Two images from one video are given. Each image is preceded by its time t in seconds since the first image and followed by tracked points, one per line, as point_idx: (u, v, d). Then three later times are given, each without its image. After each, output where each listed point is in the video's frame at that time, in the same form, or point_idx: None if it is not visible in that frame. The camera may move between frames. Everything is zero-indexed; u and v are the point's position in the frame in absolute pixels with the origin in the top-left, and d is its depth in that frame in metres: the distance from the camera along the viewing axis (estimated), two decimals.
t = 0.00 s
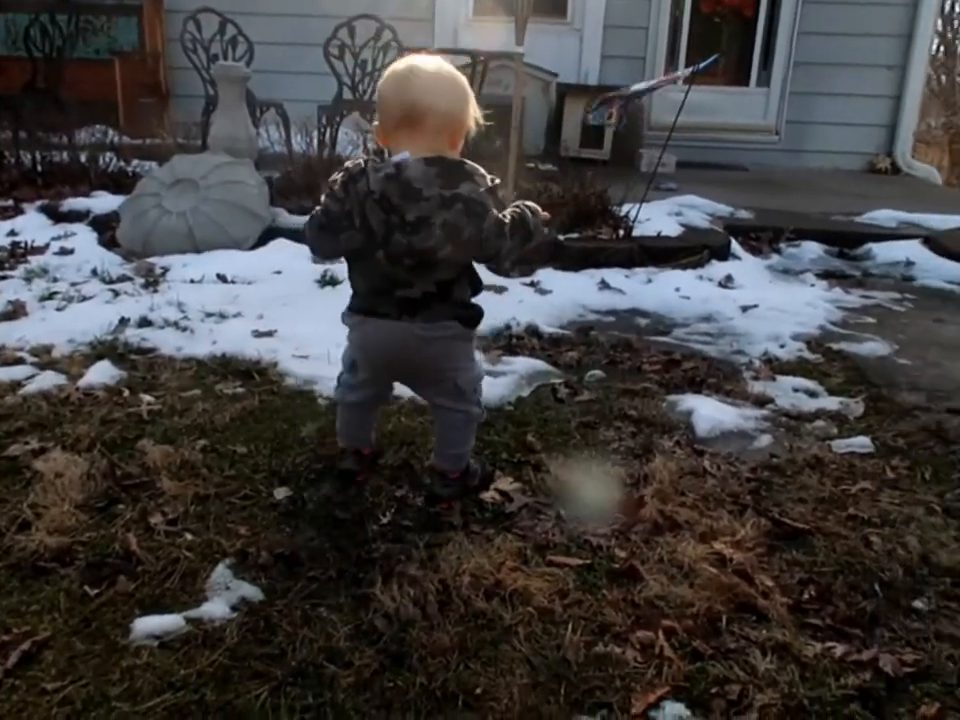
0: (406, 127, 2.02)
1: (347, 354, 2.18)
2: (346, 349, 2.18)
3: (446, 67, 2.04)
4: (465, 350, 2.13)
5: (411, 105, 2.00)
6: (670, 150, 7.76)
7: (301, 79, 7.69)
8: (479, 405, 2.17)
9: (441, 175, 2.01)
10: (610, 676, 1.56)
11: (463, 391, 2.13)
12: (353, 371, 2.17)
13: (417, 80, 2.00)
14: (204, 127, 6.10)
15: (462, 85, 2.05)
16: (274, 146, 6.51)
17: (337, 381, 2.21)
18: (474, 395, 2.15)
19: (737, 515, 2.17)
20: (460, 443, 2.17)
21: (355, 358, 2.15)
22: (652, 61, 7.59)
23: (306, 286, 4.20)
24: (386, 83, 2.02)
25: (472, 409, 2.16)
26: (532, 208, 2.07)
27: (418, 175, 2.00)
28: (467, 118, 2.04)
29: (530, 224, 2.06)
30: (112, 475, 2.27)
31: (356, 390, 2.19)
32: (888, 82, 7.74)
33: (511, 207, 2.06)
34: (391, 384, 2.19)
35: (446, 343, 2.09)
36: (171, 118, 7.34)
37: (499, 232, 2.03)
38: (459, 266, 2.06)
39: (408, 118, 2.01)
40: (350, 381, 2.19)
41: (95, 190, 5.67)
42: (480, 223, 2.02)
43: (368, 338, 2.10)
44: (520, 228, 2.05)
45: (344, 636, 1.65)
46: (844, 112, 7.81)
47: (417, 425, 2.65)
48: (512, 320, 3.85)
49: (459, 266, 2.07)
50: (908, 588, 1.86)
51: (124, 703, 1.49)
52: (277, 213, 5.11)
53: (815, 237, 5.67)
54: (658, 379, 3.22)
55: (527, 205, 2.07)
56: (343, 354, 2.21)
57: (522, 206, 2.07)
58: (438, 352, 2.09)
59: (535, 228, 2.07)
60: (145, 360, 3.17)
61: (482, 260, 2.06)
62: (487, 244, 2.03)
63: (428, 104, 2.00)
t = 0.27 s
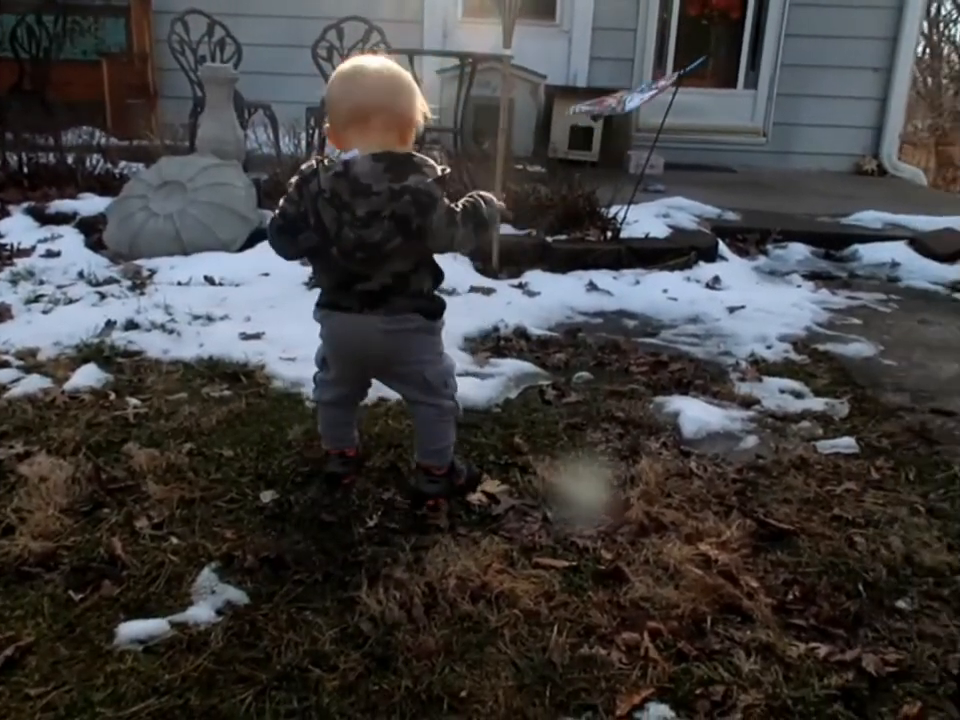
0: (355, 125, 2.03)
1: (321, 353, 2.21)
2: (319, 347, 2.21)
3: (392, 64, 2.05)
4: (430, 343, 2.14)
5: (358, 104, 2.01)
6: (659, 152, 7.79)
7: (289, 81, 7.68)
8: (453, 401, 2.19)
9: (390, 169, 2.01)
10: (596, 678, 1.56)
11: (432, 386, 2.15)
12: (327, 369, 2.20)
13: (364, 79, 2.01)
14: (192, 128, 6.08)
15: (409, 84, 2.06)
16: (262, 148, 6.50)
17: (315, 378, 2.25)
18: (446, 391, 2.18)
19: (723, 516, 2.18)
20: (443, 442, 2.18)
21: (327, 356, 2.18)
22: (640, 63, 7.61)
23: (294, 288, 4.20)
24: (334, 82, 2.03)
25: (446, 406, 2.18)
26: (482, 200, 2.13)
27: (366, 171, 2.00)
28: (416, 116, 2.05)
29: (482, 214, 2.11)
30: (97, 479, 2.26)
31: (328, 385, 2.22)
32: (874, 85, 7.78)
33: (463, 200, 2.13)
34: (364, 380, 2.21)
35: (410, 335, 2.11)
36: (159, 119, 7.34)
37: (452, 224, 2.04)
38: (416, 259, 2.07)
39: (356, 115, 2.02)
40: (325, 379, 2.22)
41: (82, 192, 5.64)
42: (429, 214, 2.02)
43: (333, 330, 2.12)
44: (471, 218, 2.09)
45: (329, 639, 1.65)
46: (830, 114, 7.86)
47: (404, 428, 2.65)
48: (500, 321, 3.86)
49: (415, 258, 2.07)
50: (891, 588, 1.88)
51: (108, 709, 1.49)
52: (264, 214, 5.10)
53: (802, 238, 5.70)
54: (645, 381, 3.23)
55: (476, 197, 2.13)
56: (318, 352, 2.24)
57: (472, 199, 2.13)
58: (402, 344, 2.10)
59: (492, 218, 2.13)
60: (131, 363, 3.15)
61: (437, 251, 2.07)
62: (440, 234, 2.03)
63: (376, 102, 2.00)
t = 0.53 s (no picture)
0: (336, 122, 2.05)
1: (305, 350, 2.22)
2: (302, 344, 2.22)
3: (377, 60, 2.04)
4: (417, 331, 2.18)
5: (336, 101, 2.02)
6: (652, 150, 7.80)
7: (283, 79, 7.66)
8: (442, 384, 2.24)
9: (378, 166, 2.02)
10: (588, 674, 1.57)
11: (421, 371, 2.20)
12: (312, 366, 2.22)
13: (337, 75, 2.03)
14: (185, 126, 6.06)
15: (393, 79, 2.04)
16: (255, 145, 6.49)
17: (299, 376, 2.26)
18: (434, 375, 2.22)
19: (716, 512, 2.19)
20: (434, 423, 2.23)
21: (312, 353, 2.19)
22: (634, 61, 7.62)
23: (287, 286, 4.19)
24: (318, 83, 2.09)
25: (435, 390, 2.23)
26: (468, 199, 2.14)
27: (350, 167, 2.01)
28: (396, 111, 2.02)
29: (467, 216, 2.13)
30: (89, 478, 2.25)
31: (317, 383, 2.24)
32: (867, 83, 7.80)
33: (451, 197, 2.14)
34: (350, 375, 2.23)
35: (397, 325, 2.14)
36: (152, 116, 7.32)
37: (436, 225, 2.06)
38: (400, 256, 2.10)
39: (333, 113, 2.04)
40: (310, 376, 2.23)
41: (75, 190, 5.62)
42: (415, 213, 2.04)
43: (320, 326, 2.14)
44: (456, 218, 2.10)
45: (322, 637, 1.65)
46: (824, 112, 7.87)
47: (397, 425, 2.65)
48: (493, 319, 3.86)
49: (400, 254, 2.10)
50: (882, 584, 1.88)
51: (100, 706, 1.48)
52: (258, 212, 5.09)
53: (795, 236, 5.72)
54: (638, 378, 3.24)
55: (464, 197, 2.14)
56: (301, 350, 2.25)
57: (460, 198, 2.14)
58: (390, 334, 2.14)
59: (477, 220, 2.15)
60: (124, 361, 3.15)
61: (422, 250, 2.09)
62: (424, 234, 2.05)
63: (352, 99, 2.01)
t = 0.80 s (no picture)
0: (368, 121, 2.09)
1: (318, 344, 2.24)
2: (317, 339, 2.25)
3: (408, 60, 2.04)
4: (429, 336, 2.16)
5: (365, 101, 2.06)
6: (650, 150, 7.80)
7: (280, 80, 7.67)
8: (448, 395, 2.21)
9: (400, 163, 2.02)
10: (584, 674, 1.57)
11: (429, 378, 2.17)
12: (323, 361, 2.23)
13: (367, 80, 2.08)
14: (183, 128, 6.07)
15: (420, 79, 2.03)
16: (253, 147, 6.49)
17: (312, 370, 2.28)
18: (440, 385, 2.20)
19: (711, 512, 2.19)
20: (434, 432, 2.21)
21: (324, 347, 2.21)
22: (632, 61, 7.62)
23: (284, 287, 4.20)
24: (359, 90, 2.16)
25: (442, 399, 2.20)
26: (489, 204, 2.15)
27: (372, 164, 2.04)
28: (418, 111, 2.01)
29: (487, 222, 2.13)
30: (86, 480, 2.25)
31: (325, 378, 2.25)
32: (865, 82, 7.80)
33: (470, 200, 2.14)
34: (360, 374, 2.24)
35: (407, 327, 2.13)
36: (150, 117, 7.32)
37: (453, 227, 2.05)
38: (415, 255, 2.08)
39: (364, 117, 2.09)
40: (321, 371, 2.25)
41: (72, 192, 5.62)
42: (431, 214, 2.03)
43: (332, 320, 2.16)
44: (475, 223, 2.12)
45: (318, 638, 1.65)
46: (822, 111, 7.87)
47: (394, 426, 2.66)
48: (491, 320, 3.86)
49: (412, 257, 2.08)
50: (878, 583, 1.89)
51: (96, 709, 1.48)
52: (256, 213, 5.09)
53: (793, 235, 5.72)
54: (635, 378, 3.24)
55: (485, 201, 2.14)
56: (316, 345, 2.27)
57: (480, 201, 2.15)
58: (400, 336, 2.13)
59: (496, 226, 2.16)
60: (121, 363, 3.15)
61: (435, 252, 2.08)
62: (439, 236, 2.04)
63: (377, 99, 2.03)
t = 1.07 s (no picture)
0: (385, 130, 2.07)
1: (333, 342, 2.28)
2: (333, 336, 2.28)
3: (427, 70, 2.00)
4: (430, 358, 2.14)
5: (382, 111, 2.03)
6: (639, 151, 7.82)
7: (270, 83, 7.67)
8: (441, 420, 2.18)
9: (409, 181, 2.02)
10: (566, 678, 1.58)
11: (424, 400, 2.16)
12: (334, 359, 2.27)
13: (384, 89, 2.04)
14: (172, 132, 6.07)
15: (439, 93, 1.99)
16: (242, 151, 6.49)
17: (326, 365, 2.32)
18: (433, 408, 2.17)
19: (696, 514, 2.20)
20: (421, 454, 2.19)
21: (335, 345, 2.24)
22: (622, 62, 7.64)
23: (273, 292, 4.20)
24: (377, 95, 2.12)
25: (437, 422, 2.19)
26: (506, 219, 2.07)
27: (384, 181, 2.04)
28: (436, 127, 1.99)
29: (502, 239, 2.06)
30: (71, 488, 2.25)
31: (334, 378, 2.28)
32: (854, 82, 7.82)
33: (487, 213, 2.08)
34: (365, 380, 2.25)
35: (410, 345, 2.12)
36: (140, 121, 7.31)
37: (459, 253, 2.04)
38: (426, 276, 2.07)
39: (382, 127, 2.07)
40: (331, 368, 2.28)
41: (61, 197, 5.61)
42: (439, 236, 2.02)
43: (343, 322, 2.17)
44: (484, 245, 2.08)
45: (302, 644, 1.65)
46: (811, 111, 7.90)
47: (382, 431, 2.66)
48: (480, 323, 3.87)
49: (417, 276, 2.07)
50: (860, 584, 1.89)
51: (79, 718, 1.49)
52: (245, 218, 5.09)
53: (782, 235, 5.74)
54: (623, 380, 3.25)
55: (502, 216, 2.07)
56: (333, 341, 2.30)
57: (498, 216, 2.07)
58: (402, 352, 2.12)
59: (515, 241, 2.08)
60: (109, 369, 3.14)
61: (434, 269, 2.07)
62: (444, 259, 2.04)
63: (394, 112, 2.01)
